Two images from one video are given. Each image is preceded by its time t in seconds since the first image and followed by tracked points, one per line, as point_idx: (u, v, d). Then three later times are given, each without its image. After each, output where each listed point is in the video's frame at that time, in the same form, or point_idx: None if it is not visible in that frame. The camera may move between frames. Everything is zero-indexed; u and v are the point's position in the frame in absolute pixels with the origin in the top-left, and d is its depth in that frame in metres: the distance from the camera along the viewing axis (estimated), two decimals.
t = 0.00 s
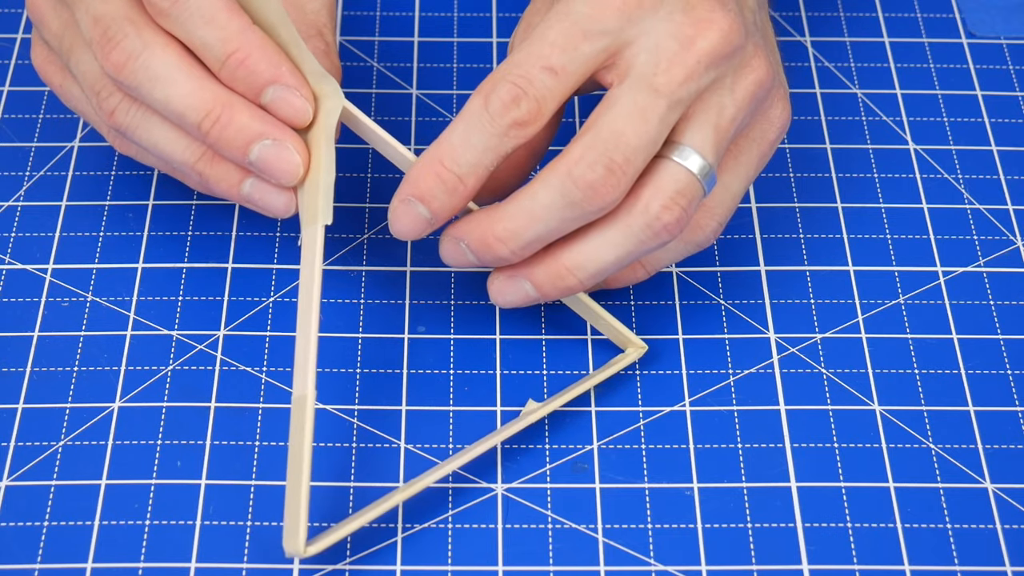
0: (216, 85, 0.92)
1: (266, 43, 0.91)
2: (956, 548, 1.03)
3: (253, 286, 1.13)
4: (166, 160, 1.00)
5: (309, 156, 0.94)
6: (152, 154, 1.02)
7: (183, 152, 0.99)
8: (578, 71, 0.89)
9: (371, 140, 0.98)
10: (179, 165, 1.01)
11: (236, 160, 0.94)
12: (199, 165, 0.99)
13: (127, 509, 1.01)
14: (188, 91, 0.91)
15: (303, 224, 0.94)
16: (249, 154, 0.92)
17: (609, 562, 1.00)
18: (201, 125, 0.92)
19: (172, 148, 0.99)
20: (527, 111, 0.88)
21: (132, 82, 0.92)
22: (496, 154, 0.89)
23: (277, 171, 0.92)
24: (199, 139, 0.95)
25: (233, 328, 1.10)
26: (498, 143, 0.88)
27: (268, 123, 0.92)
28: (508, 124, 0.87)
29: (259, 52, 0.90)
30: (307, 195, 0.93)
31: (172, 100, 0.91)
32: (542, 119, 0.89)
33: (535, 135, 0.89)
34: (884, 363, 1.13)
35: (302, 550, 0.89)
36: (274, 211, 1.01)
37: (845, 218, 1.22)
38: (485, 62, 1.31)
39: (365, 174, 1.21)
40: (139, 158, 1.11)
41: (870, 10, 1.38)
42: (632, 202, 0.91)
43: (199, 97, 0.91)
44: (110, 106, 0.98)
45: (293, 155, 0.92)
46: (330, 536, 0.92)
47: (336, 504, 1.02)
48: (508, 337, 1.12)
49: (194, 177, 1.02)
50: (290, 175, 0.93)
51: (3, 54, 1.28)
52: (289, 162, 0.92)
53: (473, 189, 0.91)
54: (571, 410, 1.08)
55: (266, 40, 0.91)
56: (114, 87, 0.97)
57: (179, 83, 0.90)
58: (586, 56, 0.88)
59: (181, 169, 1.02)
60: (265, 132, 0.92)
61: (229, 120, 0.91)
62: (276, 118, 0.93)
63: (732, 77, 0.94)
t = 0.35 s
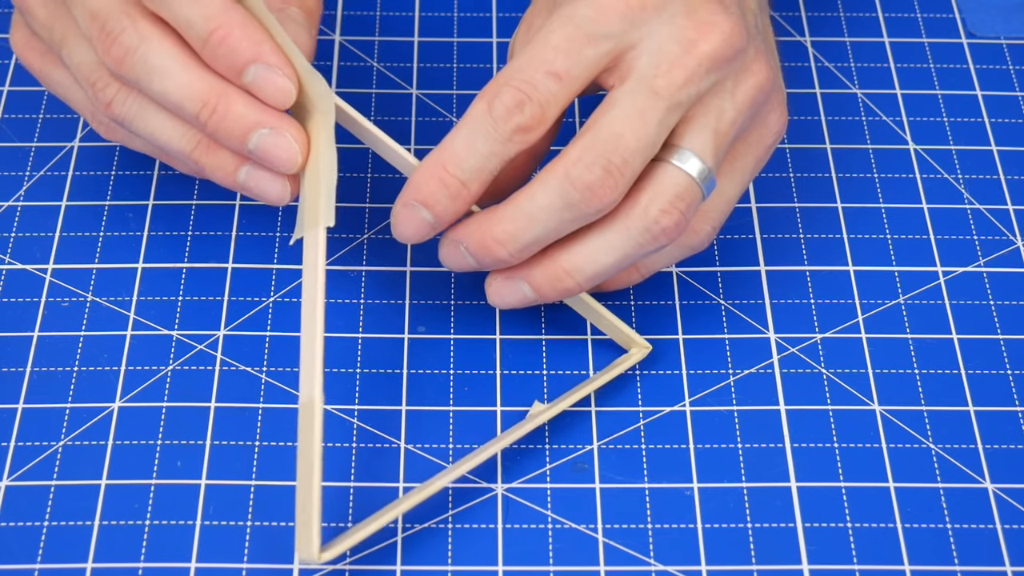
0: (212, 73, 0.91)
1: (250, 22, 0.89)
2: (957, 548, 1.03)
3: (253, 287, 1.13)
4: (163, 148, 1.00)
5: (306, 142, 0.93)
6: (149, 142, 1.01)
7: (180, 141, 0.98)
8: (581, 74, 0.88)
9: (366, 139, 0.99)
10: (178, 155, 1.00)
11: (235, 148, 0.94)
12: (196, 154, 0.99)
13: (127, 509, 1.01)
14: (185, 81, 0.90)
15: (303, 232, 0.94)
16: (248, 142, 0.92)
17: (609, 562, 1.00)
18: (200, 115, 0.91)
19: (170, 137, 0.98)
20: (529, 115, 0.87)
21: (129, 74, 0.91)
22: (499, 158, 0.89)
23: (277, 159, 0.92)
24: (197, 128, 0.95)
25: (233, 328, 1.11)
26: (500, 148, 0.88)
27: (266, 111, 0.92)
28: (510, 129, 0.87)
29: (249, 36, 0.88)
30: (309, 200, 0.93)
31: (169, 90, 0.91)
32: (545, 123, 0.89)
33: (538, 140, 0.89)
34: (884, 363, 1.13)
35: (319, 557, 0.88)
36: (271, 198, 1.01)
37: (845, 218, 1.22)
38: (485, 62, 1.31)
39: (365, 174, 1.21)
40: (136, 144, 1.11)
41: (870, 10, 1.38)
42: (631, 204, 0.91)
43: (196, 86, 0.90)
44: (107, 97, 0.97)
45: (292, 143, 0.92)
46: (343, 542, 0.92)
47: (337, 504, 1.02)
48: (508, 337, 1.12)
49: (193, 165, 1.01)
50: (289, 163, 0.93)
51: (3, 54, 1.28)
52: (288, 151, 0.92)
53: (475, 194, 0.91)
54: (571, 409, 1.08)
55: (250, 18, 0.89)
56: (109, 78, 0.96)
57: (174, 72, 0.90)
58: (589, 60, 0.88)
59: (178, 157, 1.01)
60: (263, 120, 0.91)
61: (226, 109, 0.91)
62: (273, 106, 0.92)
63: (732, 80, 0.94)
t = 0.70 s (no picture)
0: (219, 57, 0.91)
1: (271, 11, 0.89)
2: (956, 548, 1.03)
3: (253, 287, 1.13)
4: (158, 135, 0.98)
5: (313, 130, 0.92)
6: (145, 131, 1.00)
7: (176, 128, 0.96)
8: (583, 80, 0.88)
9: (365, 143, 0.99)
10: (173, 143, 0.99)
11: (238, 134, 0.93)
12: (192, 142, 0.97)
13: (128, 509, 1.01)
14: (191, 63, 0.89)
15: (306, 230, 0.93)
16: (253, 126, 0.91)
17: (609, 562, 1.00)
18: (205, 99, 0.90)
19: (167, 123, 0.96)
20: (535, 121, 0.87)
21: (132, 56, 0.90)
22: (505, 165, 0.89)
23: (283, 147, 0.91)
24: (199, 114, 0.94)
25: (233, 328, 1.11)
26: (506, 154, 0.88)
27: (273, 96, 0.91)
28: (515, 135, 0.87)
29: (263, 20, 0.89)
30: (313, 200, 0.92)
31: (174, 71, 0.89)
32: (549, 129, 0.88)
33: (542, 145, 0.89)
34: (884, 363, 1.13)
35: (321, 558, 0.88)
36: (266, 184, 0.99)
37: (845, 218, 1.22)
38: (485, 62, 1.31)
39: (365, 174, 1.21)
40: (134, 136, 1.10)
41: (870, 10, 1.38)
42: (637, 211, 0.91)
43: (202, 69, 0.89)
44: (103, 82, 0.95)
45: (299, 130, 0.90)
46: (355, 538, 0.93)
47: (337, 504, 1.02)
48: (509, 337, 1.12)
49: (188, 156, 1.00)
50: (295, 152, 0.91)
51: (3, 54, 1.28)
52: (293, 137, 0.90)
53: (479, 201, 0.91)
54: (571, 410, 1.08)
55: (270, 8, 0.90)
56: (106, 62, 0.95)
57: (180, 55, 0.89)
58: (591, 66, 0.88)
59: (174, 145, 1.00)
60: (269, 106, 0.90)
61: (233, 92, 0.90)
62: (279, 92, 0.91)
63: (734, 85, 0.94)
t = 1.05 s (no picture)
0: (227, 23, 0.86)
1: None
2: (956, 548, 1.03)
3: (253, 287, 1.13)
4: (153, 107, 0.93)
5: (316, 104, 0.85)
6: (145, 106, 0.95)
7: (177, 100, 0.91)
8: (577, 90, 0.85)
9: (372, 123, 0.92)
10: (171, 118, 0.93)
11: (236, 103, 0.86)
12: (193, 117, 0.92)
13: (128, 509, 1.01)
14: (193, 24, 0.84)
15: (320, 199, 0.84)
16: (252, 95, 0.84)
17: (609, 562, 1.00)
18: (203, 63, 0.84)
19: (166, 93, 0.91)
20: (522, 126, 0.85)
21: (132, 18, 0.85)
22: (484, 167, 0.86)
23: (283, 117, 0.84)
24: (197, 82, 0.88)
25: (233, 328, 1.10)
26: (487, 156, 0.85)
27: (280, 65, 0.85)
28: (501, 140, 0.85)
29: None
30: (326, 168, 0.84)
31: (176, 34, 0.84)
32: (535, 135, 0.86)
33: (526, 149, 0.87)
34: (884, 363, 1.13)
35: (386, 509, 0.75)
36: (268, 165, 0.94)
37: (845, 218, 1.22)
38: (484, 62, 1.31)
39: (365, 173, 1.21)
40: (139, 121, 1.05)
41: (870, 10, 1.38)
42: (608, 220, 0.90)
43: (204, 32, 0.84)
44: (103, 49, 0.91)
45: (302, 102, 0.84)
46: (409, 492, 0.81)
47: (338, 503, 1.02)
48: (508, 337, 1.12)
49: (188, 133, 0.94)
50: (295, 122, 0.84)
51: (3, 54, 1.28)
52: (294, 106, 0.83)
53: (457, 199, 0.89)
54: (571, 409, 1.08)
55: None
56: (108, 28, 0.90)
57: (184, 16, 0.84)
58: (587, 76, 0.85)
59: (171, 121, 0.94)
60: (272, 74, 0.84)
61: (235, 58, 0.84)
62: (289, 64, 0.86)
63: (723, 104, 0.92)
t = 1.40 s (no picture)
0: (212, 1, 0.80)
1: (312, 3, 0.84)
2: (957, 548, 1.03)
3: (253, 287, 1.13)
4: (96, 69, 0.82)
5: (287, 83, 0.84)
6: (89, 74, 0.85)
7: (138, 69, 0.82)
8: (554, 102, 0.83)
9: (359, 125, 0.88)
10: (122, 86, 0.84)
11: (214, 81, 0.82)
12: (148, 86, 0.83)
13: (128, 509, 1.01)
14: None
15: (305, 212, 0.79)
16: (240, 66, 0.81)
17: (609, 563, 1.00)
18: (188, 42, 0.78)
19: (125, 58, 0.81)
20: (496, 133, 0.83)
21: None
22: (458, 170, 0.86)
23: (253, 92, 0.83)
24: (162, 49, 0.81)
25: (233, 328, 1.10)
26: (460, 160, 0.85)
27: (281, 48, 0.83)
28: (477, 147, 0.84)
29: None
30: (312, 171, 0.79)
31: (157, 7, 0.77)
32: (511, 144, 0.85)
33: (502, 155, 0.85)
34: (884, 363, 1.13)
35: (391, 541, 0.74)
36: (201, 121, 0.89)
37: (845, 218, 1.22)
38: (484, 62, 1.31)
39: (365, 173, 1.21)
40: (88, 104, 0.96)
41: (870, 10, 1.38)
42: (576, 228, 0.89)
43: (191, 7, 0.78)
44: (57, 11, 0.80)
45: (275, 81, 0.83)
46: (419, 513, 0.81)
47: (338, 504, 1.02)
48: (508, 337, 1.12)
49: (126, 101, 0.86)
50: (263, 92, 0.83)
51: (3, 54, 1.28)
52: (267, 83, 0.83)
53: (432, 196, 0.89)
54: (570, 409, 1.08)
55: None
56: None
57: None
58: (564, 90, 0.82)
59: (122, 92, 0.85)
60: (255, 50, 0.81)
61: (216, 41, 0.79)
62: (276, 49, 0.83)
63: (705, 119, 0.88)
